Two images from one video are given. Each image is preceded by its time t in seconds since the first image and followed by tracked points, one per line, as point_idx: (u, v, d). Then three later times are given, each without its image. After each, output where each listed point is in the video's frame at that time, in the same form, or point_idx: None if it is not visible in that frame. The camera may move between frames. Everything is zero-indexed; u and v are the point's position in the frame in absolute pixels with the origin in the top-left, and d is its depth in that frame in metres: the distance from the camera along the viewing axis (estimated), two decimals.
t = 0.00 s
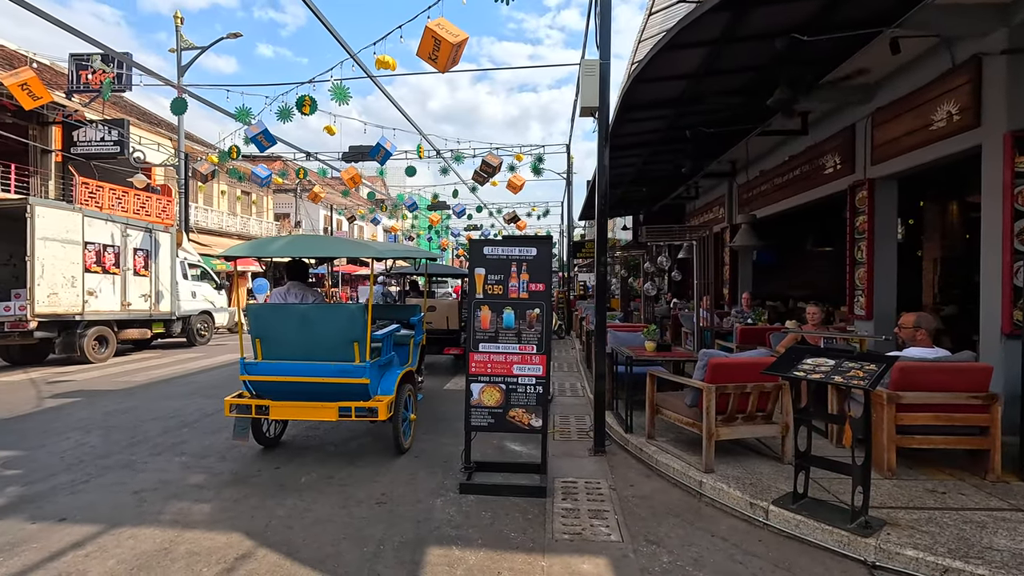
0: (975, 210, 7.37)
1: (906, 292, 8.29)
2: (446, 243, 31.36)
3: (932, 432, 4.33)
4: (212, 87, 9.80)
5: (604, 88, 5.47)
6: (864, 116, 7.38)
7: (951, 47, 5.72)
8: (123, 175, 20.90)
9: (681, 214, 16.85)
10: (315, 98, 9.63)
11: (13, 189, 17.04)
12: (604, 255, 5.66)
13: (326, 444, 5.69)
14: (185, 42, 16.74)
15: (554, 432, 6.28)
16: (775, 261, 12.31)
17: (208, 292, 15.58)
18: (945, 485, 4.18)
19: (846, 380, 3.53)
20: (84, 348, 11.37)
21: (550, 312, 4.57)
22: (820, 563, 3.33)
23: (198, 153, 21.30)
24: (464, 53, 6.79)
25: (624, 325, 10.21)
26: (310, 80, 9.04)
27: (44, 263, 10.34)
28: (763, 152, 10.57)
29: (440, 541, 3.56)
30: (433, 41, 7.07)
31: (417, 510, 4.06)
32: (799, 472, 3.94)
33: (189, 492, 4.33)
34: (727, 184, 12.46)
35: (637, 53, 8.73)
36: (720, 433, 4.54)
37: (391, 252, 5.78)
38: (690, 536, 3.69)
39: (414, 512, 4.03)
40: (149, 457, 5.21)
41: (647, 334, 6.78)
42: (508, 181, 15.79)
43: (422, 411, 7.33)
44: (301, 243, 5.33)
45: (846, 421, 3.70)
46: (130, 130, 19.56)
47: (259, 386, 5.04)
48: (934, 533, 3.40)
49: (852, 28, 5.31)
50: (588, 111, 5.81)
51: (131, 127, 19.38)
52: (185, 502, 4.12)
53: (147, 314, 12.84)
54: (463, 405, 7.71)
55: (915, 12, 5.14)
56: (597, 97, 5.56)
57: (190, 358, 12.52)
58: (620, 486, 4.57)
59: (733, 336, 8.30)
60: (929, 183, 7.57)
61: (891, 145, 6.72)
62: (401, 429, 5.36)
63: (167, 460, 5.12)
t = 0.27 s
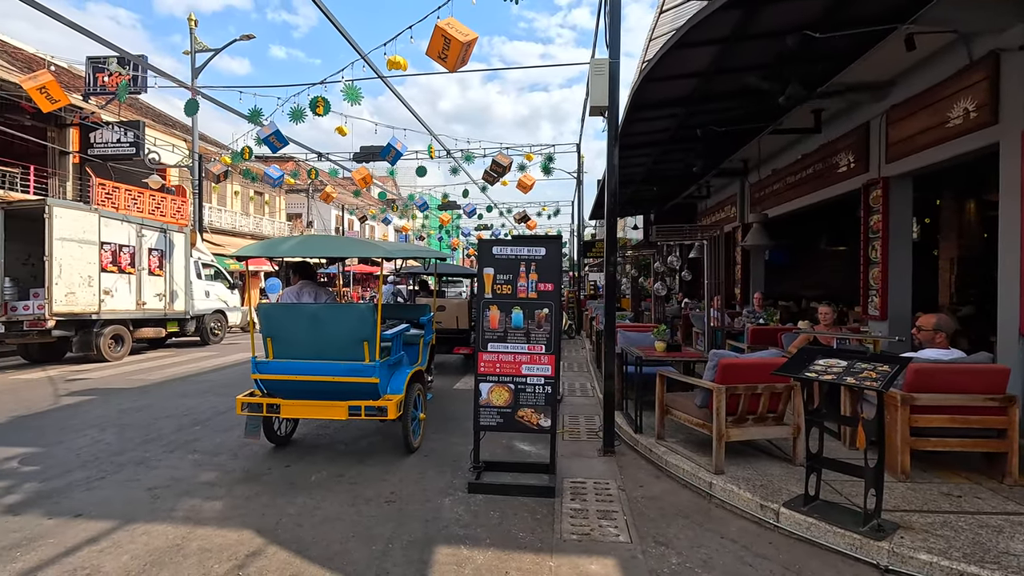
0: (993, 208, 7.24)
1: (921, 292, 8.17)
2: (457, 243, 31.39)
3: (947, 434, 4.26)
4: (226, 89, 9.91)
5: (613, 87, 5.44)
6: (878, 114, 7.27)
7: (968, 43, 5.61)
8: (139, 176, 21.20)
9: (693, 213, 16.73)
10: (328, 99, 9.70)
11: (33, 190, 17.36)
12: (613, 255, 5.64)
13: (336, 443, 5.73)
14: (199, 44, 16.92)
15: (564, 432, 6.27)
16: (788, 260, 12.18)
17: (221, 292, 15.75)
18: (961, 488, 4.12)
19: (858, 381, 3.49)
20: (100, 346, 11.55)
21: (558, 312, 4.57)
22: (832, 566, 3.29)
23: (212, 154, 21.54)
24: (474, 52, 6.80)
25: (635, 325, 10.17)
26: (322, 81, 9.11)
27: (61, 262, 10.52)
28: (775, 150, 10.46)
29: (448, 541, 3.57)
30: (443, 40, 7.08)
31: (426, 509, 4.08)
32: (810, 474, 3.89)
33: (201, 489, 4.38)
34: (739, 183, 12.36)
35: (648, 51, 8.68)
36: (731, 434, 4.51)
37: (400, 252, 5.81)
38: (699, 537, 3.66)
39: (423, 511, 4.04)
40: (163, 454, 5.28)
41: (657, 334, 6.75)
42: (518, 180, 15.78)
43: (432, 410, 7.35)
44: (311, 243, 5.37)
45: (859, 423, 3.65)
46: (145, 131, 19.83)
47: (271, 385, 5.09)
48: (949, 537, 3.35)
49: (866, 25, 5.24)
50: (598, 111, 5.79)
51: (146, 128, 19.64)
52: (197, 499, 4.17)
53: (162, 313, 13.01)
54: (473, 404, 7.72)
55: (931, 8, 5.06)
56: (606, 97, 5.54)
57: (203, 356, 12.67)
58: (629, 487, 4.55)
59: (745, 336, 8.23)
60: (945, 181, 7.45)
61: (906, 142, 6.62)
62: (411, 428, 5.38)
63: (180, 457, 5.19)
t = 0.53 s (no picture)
0: (1011, 207, 7.11)
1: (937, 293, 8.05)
2: (467, 243, 31.45)
3: (962, 437, 4.19)
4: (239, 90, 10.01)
5: (622, 87, 5.41)
6: (893, 112, 7.17)
7: (985, 39, 5.52)
8: (154, 177, 21.48)
9: (704, 213, 16.62)
10: (343, 100, 9.77)
11: (50, 191, 17.66)
12: (622, 255, 5.62)
13: (345, 442, 5.77)
14: (213, 46, 17.10)
15: (572, 432, 6.26)
16: (800, 260, 12.05)
17: (234, 291, 15.91)
18: (976, 492, 4.05)
19: (870, 382, 3.44)
20: (116, 345, 11.71)
21: (566, 312, 4.56)
22: (842, 570, 3.25)
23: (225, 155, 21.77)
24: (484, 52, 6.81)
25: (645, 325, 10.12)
26: (333, 81, 9.18)
27: (78, 262, 10.69)
28: (787, 149, 10.36)
29: (455, 540, 3.58)
30: (452, 40, 7.10)
31: (434, 508, 4.09)
32: (821, 476, 3.85)
33: (212, 486, 4.44)
34: (751, 182, 12.25)
35: (658, 50, 8.64)
36: (740, 435, 4.47)
37: (409, 252, 5.83)
38: (708, 539, 3.64)
39: (430, 510, 4.05)
40: (175, 451, 5.35)
41: (666, 335, 6.71)
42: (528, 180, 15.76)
43: (441, 410, 7.37)
44: (320, 243, 5.40)
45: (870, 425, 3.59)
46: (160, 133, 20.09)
47: (281, 383, 5.14)
48: (963, 542, 3.29)
49: (879, 21, 5.17)
50: (607, 110, 5.77)
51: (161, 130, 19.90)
52: (208, 496, 4.22)
53: (175, 312, 13.18)
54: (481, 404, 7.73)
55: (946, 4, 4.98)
56: (615, 96, 5.49)
57: (216, 355, 12.82)
58: (637, 488, 4.53)
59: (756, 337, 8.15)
60: (962, 180, 7.32)
61: (921, 141, 6.52)
62: (419, 427, 5.40)
63: (192, 454, 5.25)
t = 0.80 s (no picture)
0: None
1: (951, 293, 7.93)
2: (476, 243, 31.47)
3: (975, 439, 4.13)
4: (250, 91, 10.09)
5: (630, 85, 5.39)
6: (906, 110, 7.08)
7: (1000, 35, 5.42)
8: (167, 178, 21.73)
9: (714, 213, 16.50)
10: (354, 101, 9.81)
11: (66, 192, 17.93)
12: (630, 254, 5.59)
13: (354, 440, 5.80)
14: (225, 48, 17.25)
15: (580, 432, 6.25)
16: (812, 260, 11.94)
17: (245, 290, 16.06)
18: (989, 495, 3.99)
19: (880, 383, 3.40)
20: (129, 343, 11.84)
21: (574, 312, 4.55)
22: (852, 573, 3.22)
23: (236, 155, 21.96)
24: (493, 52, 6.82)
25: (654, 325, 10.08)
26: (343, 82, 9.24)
27: (92, 262, 10.85)
28: (798, 148, 10.26)
29: (462, 539, 3.59)
30: (461, 41, 7.11)
31: (441, 507, 4.11)
32: (831, 478, 3.81)
33: (222, 484, 4.48)
34: (762, 182, 12.14)
35: (668, 49, 8.60)
36: (749, 436, 4.44)
37: (418, 251, 5.85)
38: (716, 540, 3.62)
39: (437, 509, 4.07)
40: (187, 449, 5.41)
41: (675, 335, 6.67)
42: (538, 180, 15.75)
43: (449, 409, 7.39)
44: (329, 243, 5.44)
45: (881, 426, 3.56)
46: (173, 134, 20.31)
47: (290, 382, 5.18)
48: (976, 545, 3.25)
49: (891, 18, 5.11)
50: (615, 109, 5.75)
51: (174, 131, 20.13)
52: (218, 493, 4.26)
53: (188, 311, 13.32)
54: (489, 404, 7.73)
55: None
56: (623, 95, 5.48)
57: (227, 354, 12.95)
58: (645, 489, 4.52)
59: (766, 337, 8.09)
60: (977, 179, 7.21)
61: (935, 139, 6.43)
62: (427, 426, 5.42)
63: (203, 452, 5.31)
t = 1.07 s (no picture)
0: None
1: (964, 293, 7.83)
2: (484, 242, 31.49)
3: (987, 441, 4.08)
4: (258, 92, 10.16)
5: (637, 84, 5.36)
6: (918, 107, 6.99)
7: (1014, 31, 5.34)
8: (177, 178, 21.93)
9: (723, 212, 16.41)
10: (358, 101, 9.85)
11: (79, 192, 18.14)
12: (637, 253, 5.57)
13: (361, 439, 5.83)
14: (234, 49, 17.37)
15: (586, 432, 6.24)
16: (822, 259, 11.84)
17: (254, 290, 16.17)
18: (1002, 497, 3.93)
19: (890, 384, 3.36)
20: (140, 342, 11.95)
21: (580, 311, 4.54)
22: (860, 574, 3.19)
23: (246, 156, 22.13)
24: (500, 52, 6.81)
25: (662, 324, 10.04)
26: (349, 83, 9.28)
27: (104, 262, 10.97)
28: (808, 147, 10.17)
29: (467, 537, 3.60)
30: (469, 41, 7.10)
31: (447, 506, 4.11)
32: (839, 479, 3.77)
33: (231, 481, 4.52)
34: (771, 180, 12.04)
35: (676, 47, 8.56)
36: (757, 436, 4.41)
37: (425, 251, 5.87)
38: (722, 541, 3.60)
39: (444, 508, 4.08)
40: (196, 446, 5.46)
41: (682, 335, 6.64)
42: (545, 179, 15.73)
43: (455, 408, 7.39)
44: (336, 242, 5.47)
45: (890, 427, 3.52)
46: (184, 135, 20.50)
47: (298, 381, 5.21)
48: (987, 548, 3.20)
49: (902, 14, 5.04)
50: (622, 108, 5.72)
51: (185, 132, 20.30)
52: (226, 491, 4.30)
53: (198, 310, 13.44)
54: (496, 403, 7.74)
55: None
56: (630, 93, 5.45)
57: (236, 353, 13.04)
58: (651, 489, 4.50)
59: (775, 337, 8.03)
60: (990, 177, 7.12)
61: (947, 136, 6.35)
62: (434, 425, 5.43)
63: (212, 450, 5.36)
